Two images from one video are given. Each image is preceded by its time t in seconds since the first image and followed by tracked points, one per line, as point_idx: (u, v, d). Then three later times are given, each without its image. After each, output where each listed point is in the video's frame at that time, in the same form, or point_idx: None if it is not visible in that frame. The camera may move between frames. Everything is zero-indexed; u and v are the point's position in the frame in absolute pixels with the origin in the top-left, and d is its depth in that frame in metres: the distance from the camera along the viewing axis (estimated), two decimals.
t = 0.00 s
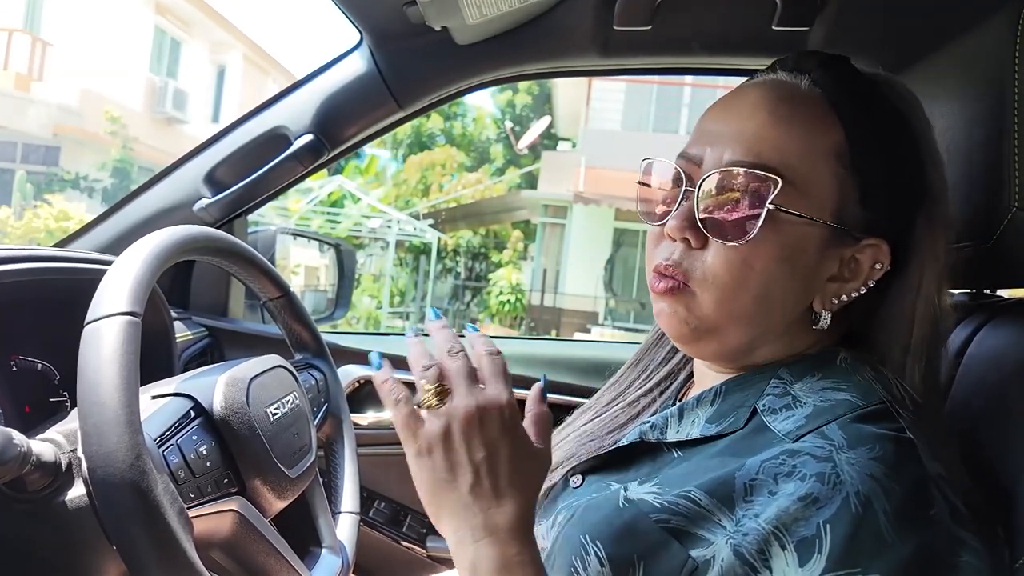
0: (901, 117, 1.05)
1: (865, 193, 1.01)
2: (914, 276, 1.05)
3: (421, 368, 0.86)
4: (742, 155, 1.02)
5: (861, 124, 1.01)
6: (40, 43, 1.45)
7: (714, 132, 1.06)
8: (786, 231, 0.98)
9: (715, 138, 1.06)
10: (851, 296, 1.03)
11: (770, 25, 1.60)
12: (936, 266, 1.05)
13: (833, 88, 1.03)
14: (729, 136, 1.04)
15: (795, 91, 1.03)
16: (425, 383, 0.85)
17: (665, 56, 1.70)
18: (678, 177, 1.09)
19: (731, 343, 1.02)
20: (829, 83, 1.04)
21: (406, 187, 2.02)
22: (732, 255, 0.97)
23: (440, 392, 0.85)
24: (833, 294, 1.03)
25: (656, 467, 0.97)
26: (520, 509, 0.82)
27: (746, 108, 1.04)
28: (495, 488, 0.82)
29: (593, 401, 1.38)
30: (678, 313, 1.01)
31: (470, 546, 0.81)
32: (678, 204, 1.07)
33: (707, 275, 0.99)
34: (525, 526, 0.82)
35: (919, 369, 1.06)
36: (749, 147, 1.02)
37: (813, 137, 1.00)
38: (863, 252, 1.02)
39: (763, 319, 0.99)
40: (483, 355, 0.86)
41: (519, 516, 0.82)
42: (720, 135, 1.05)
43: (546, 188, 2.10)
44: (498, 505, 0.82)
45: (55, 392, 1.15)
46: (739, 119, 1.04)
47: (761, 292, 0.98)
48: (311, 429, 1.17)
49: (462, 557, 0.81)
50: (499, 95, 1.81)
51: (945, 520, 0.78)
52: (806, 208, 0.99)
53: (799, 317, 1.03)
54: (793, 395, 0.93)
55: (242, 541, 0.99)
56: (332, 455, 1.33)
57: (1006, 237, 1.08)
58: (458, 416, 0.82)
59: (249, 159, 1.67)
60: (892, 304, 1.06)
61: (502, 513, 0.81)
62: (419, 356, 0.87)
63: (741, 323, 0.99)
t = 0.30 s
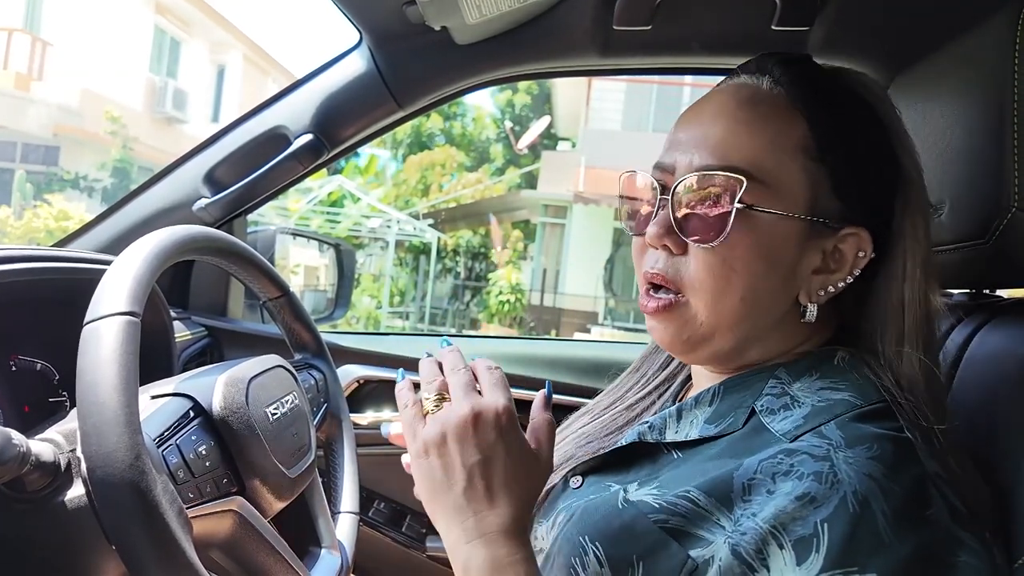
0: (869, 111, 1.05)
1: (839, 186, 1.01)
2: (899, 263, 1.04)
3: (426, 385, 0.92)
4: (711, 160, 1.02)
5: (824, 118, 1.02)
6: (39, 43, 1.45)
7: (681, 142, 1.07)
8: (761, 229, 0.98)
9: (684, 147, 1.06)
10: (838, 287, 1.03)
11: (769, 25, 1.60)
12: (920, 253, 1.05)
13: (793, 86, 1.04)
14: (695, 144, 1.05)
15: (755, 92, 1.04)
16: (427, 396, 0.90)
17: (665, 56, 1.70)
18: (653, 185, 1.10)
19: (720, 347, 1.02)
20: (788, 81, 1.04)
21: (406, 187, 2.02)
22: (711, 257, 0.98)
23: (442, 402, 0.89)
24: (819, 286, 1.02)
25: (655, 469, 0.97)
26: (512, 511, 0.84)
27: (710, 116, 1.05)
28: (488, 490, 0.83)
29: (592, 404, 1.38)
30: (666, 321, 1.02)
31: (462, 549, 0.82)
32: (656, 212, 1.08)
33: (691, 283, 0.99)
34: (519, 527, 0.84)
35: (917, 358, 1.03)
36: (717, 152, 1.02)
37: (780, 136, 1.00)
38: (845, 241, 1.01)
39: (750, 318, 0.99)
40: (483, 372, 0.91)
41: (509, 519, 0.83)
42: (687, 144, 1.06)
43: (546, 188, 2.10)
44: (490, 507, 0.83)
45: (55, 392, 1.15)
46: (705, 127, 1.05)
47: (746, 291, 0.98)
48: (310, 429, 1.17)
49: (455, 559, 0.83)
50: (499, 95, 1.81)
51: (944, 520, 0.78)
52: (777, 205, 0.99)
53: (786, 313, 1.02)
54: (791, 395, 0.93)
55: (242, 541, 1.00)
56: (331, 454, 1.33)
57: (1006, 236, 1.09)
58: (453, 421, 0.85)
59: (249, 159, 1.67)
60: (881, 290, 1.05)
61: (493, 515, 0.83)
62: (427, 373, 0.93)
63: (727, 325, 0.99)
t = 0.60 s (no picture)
0: (870, 113, 1.06)
1: (841, 182, 1.01)
2: (895, 263, 1.05)
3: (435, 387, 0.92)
4: (717, 150, 1.02)
5: (827, 116, 1.02)
6: (39, 43, 1.45)
7: (687, 133, 1.07)
8: (766, 219, 0.98)
9: (689, 139, 1.07)
10: (836, 284, 1.03)
11: (769, 25, 1.60)
12: (914, 254, 1.05)
13: (797, 84, 1.04)
14: (701, 136, 1.05)
15: (760, 88, 1.04)
16: (439, 393, 0.90)
17: (664, 56, 1.70)
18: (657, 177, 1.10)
19: (719, 343, 1.01)
20: (792, 80, 1.05)
21: (406, 187, 2.01)
22: (715, 245, 0.98)
23: (454, 399, 0.89)
24: (817, 283, 1.02)
25: (654, 471, 0.96)
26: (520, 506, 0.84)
27: (716, 110, 1.05)
28: (498, 488, 0.84)
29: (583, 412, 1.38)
30: (670, 311, 1.01)
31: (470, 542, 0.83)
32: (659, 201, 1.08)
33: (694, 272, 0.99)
34: (528, 522, 0.84)
35: (914, 350, 1.03)
36: (720, 143, 1.02)
37: (785, 129, 1.01)
38: (843, 240, 1.02)
39: (750, 314, 0.99)
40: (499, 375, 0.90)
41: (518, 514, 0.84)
42: (694, 136, 1.06)
43: (546, 188, 2.10)
44: (498, 503, 0.84)
45: (54, 393, 1.15)
46: (710, 120, 1.05)
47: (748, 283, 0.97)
48: (309, 428, 1.17)
49: (463, 553, 0.84)
50: (499, 95, 1.81)
51: (942, 520, 0.79)
52: (784, 196, 0.99)
53: (785, 310, 1.02)
54: (789, 396, 0.93)
55: (242, 541, 1.00)
56: (330, 454, 1.33)
57: (1005, 236, 1.09)
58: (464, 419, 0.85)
59: (249, 159, 1.67)
60: (878, 290, 1.05)
61: (502, 511, 0.83)
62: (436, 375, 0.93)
63: (728, 319, 0.99)
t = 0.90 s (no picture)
0: (879, 115, 1.06)
1: (849, 183, 1.01)
2: (899, 267, 1.05)
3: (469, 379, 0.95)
4: (729, 147, 1.02)
5: (838, 118, 1.02)
6: (38, 42, 1.44)
7: (698, 130, 1.07)
8: (776, 219, 0.98)
9: (699, 136, 1.06)
10: (842, 287, 1.03)
11: (769, 25, 1.60)
12: (921, 259, 1.05)
13: (809, 84, 1.04)
14: (712, 133, 1.05)
15: (773, 87, 1.04)
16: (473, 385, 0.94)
17: (664, 56, 1.70)
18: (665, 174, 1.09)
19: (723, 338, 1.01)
20: (805, 81, 1.05)
21: (406, 187, 2.01)
22: (726, 242, 0.97)
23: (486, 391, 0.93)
24: (823, 285, 1.02)
25: (654, 471, 0.97)
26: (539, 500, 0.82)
27: (728, 107, 1.05)
28: (519, 478, 0.83)
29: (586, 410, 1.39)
30: (674, 307, 1.00)
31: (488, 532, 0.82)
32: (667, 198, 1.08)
33: (702, 267, 0.98)
34: (546, 516, 0.82)
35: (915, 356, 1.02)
36: (731, 142, 1.02)
37: (796, 128, 1.01)
38: (850, 242, 1.02)
39: (757, 311, 0.99)
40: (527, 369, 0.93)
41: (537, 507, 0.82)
42: (705, 133, 1.06)
43: (545, 188, 2.10)
44: (519, 494, 0.82)
45: (53, 392, 1.15)
46: (722, 117, 1.05)
47: (756, 280, 0.97)
48: (309, 429, 1.17)
49: (480, 542, 0.82)
50: (498, 95, 1.82)
51: (942, 519, 0.79)
52: (794, 196, 0.99)
53: (790, 310, 1.02)
54: (790, 396, 0.93)
55: (241, 541, 1.00)
56: (329, 454, 1.34)
57: (1004, 236, 1.09)
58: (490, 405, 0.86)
59: (249, 159, 1.67)
60: (881, 291, 1.05)
61: (521, 502, 0.82)
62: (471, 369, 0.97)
63: (734, 314, 0.98)
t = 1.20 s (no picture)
0: (862, 112, 1.05)
1: (830, 185, 1.01)
2: (897, 261, 1.04)
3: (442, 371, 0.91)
4: (704, 161, 1.02)
5: (815, 117, 1.01)
6: (38, 41, 1.45)
7: (675, 142, 1.07)
8: (755, 228, 0.98)
9: (678, 146, 1.06)
10: (835, 285, 1.03)
11: (769, 25, 1.60)
12: (914, 254, 1.04)
13: (783, 85, 1.03)
14: (690, 144, 1.04)
15: (747, 92, 1.03)
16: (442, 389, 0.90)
17: (664, 56, 1.69)
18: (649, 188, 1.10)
19: (717, 351, 1.01)
20: (780, 81, 1.04)
21: (406, 187, 2.02)
22: (706, 257, 0.97)
23: (456, 397, 0.89)
24: (815, 286, 1.02)
25: (656, 473, 0.97)
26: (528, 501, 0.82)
27: (704, 115, 1.04)
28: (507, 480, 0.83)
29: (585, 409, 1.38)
30: (670, 325, 1.01)
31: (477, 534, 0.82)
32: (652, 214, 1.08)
33: (691, 284, 0.98)
34: (538, 516, 0.82)
35: (917, 354, 1.03)
36: (709, 152, 1.01)
37: (771, 135, 1.00)
38: (840, 241, 1.02)
39: (750, 322, 0.99)
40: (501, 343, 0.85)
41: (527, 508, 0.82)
42: (682, 145, 1.05)
43: (544, 188, 2.09)
44: (508, 496, 0.82)
45: (53, 393, 1.15)
46: (698, 127, 1.04)
47: (745, 291, 0.97)
48: (309, 429, 1.16)
49: (476, 545, 0.82)
50: (498, 95, 1.82)
51: (942, 520, 0.79)
52: (772, 204, 0.99)
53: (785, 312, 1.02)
54: (790, 396, 0.93)
55: (240, 541, 0.99)
56: (328, 453, 1.33)
57: (1006, 237, 1.09)
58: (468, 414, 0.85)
59: (249, 158, 1.66)
60: (876, 289, 1.05)
61: (511, 502, 0.82)
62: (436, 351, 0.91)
63: (726, 326, 0.98)
